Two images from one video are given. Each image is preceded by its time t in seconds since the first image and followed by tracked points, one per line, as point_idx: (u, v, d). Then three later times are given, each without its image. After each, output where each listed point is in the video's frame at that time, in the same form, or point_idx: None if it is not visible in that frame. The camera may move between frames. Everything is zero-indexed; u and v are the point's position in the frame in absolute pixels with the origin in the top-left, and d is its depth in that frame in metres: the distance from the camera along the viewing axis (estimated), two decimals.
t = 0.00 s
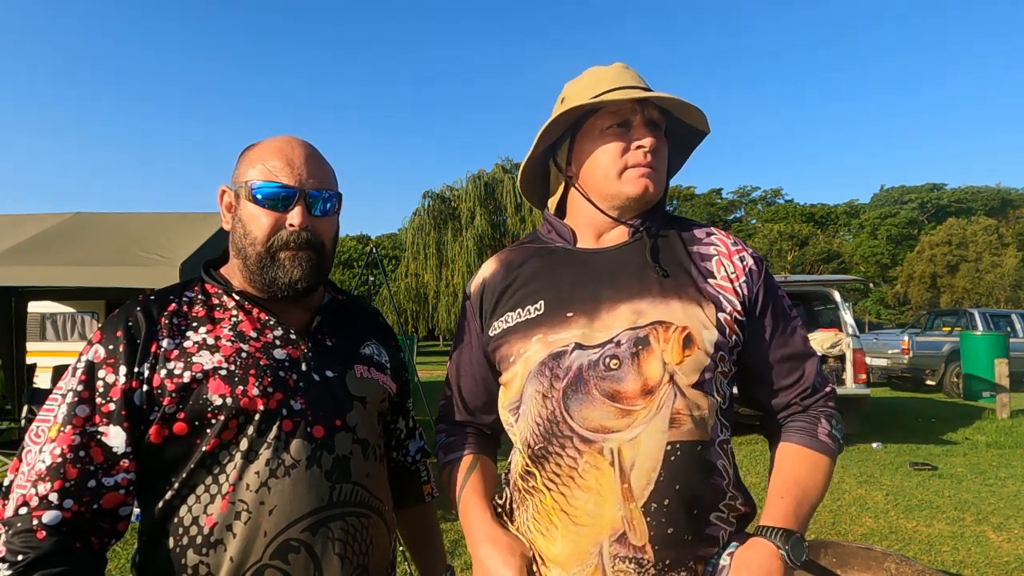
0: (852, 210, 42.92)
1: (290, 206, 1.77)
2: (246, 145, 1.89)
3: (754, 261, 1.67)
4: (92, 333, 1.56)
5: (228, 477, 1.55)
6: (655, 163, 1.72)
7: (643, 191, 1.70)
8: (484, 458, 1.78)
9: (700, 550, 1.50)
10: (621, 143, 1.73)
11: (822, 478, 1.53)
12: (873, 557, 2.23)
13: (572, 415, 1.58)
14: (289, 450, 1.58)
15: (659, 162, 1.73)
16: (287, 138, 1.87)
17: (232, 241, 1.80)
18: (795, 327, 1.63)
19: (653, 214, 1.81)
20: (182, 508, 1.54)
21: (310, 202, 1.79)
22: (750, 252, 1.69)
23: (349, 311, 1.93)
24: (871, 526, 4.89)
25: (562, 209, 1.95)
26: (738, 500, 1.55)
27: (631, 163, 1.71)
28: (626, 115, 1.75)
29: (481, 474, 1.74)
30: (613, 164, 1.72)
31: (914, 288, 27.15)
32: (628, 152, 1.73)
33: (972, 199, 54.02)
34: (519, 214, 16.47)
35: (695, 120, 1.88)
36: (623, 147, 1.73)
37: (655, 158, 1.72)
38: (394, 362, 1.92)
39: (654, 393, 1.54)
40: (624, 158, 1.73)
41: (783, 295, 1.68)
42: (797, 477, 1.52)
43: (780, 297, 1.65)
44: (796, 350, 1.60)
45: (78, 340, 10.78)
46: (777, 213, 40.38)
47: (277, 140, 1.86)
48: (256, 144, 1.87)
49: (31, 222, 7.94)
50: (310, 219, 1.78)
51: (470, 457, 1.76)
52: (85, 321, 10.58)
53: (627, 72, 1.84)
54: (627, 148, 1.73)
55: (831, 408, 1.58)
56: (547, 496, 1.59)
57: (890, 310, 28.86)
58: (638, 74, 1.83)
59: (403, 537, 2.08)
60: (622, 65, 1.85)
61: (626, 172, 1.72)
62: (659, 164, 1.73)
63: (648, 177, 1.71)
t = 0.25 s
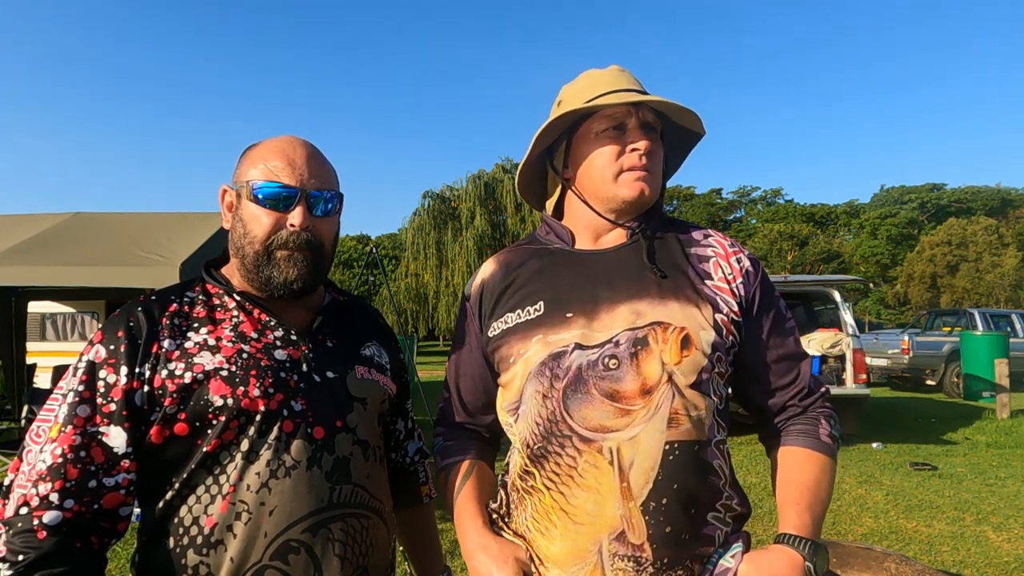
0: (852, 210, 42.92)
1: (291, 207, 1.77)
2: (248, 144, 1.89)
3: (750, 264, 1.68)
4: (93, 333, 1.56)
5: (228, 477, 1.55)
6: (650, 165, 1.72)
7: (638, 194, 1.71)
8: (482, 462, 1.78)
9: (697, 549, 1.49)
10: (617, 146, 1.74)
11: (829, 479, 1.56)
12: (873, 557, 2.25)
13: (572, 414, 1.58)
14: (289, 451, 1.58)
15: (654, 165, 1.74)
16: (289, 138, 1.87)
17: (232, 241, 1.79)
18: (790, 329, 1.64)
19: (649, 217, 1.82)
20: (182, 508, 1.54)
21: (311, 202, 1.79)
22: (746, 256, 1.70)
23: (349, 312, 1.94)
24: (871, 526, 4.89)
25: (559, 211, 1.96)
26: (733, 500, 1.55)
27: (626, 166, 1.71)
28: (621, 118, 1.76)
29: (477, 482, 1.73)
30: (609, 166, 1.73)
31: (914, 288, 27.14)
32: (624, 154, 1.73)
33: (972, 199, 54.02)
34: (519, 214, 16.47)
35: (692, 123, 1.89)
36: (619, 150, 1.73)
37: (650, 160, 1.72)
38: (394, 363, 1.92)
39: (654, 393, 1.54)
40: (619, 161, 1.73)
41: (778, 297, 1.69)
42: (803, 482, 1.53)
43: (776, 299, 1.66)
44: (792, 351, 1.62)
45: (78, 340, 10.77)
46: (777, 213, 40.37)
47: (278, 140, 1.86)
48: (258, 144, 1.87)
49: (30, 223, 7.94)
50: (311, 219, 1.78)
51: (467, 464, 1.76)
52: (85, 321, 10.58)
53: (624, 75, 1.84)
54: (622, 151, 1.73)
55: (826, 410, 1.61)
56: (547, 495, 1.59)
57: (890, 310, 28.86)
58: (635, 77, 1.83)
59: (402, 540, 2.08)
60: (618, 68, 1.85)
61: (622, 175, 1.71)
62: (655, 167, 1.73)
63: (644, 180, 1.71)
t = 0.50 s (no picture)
0: (852, 210, 42.91)
1: (290, 206, 1.77)
2: (247, 144, 1.89)
3: (748, 265, 1.68)
4: (92, 334, 1.56)
5: (228, 478, 1.55)
6: (648, 166, 1.72)
7: (636, 196, 1.70)
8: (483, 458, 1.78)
9: (696, 548, 1.50)
10: (616, 148, 1.73)
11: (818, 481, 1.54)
12: (873, 557, 2.27)
13: (572, 414, 1.58)
14: (289, 451, 1.58)
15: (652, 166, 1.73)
16: (289, 138, 1.87)
17: (231, 241, 1.79)
18: (787, 330, 1.64)
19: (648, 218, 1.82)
20: (182, 508, 1.54)
21: (311, 202, 1.79)
22: (744, 257, 1.69)
23: (349, 312, 1.94)
24: (871, 526, 4.88)
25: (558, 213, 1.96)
26: (732, 500, 1.56)
27: (625, 167, 1.71)
28: (619, 120, 1.76)
29: (476, 479, 1.72)
30: (607, 168, 1.72)
31: (914, 288, 27.14)
32: (622, 156, 1.73)
33: (972, 199, 54.01)
34: (520, 214, 16.47)
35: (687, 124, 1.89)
36: (617, 151, 1.73)
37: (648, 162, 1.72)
38: (393, 363, 1.92)
39: (653, 393, 1.54)
40: (617, 163, 1.73)
41: (775, 298, 1.69)
42: (792, 479, 1.52)
43: (772, 301, 1.66)
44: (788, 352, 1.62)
45: (78, 340, 10.78)
46: (777, 213, 40.36)
47: (278, 140, 1.86)
48: (257, 144, 1.87)
49: (30, 223, 7.94)
50: (311, 218, 1.78)
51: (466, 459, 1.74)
52: (85, 321, 10.58)
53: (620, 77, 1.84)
54: (621, 153, 1.73)
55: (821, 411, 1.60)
56: (547, 494, 1.59)
57: (890, 310, 28.86)
58: (631, 79, 1.83)
59: (401, 541, 2.08)
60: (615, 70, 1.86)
61: (620, 176, 1.71)
62: (653, 168, 1.73)
63: (642, 181, 1.71)
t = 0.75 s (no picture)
0: (852, 210, 42.90)
1: (289, 206, 1.77)
2: (245, 144, 1.88)
3: (743, 267, 1.68)
4: (90, 335, 1.55)
5: (227, 478, 1.55)
6: (639, 169, 1.72)
7: (628, 200, 1.71)
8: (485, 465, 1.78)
9: (690, 547, 1.50)
10: (607, 151, 1.73)
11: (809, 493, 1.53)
12: (873, 557, 2.30)
13: (570, 413, 1.58)
14: (289, 451, 1.58)
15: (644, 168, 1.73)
16: (287, 138, 1.87)
17: (230, 241, 1.79)
18: (781, 333, 1.64)
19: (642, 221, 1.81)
20: (182, 508, 1.54)
21: (310, 201, 1.79)
22: (739, 260, 1.69)
23: (348, 312, 1.94)
24: (871, 526, 4.88)
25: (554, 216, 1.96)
26: (728, 500, 1.56)
27: (617, 171, 1.71)
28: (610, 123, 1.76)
29: (480, 491, 1.72)
30: (600, 171, 1.73)
31: (914, 288, 27.13)
32: (614, 159, 1.73)
33: (972, 199, 54.00)
34: (520, 214, 16.47)
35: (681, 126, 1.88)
36: (609, 155, 1.73)
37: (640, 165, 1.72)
38: (391, 363, 1.92)
39: (650, 393, 1.54)
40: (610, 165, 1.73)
41: (769, 301, 1.69)
42: (783, 490, 1.52)
43: (767, 304, 1.66)
44: (781, 354, 1.62)
45: (78, 340, 10.78)
46: (777, 213, 40.35)
47: (276, 140, 1.86)
48: (256, 143, 1.87)
49: (30, 223, 7.94)
50: (309, 218, 1.78)
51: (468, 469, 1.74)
52: (85, 322, 10.57)
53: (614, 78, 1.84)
54: (613, 156, 1.73)
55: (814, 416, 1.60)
56: (546, 493, 1.58)
57: (890, 310, 28.85)
58: (625, 81, 1.83)
59: (401, 541, 2.08)
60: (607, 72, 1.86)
61: (612, 180, 1.71)
62: (645, 172, 1.73)
63: (634, 184, 1.71)
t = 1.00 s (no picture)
0: (852, 210, 42.89)
1: (290, 207, 1.77)
2: (248, 143, 1.89)
3: (734, 266, 1.68)
4: (88, 336, 1.55)
5: (226, 478, 1.55)
6: (627, 170, 1.72)
7: (614, 200, 1.71)
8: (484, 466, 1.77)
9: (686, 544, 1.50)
10: (594, 152, 1.74)
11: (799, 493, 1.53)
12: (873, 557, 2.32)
13: (563, 413, 1.58)
14: (287, 451, 1.58)
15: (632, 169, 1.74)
16: (289, 138, 1.87)
17: (230, 240, 1.79)
18: (772, 333, 1.64)
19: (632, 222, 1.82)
20: (181, 509, 1.54)
21: (312, 202, 1.79)
22: (730, 259, 1.69)
23: (347, 312, 1.94)
24: (871, 526, 4.88)
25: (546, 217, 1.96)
26: (722, 496, 1.55)
27: (604, 171, 1.72)
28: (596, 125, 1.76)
29: (476, 484, 1.72)
30: (588, 172, 1.73)
31: (914, 288, 27.13)
32: (601, 160, 1.73)
33: (972, 199, 53.99)
34: (520, 214, 16.48)
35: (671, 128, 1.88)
36: (597, 156, 1.74)
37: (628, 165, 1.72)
38: (390, 363, 1.92)
39: (643, 391, 1.54)
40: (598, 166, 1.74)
41: (760, 300, 1.69)
42: (775, 490, 1.51)
43: (758, 303, 1.66)
44: (771, 353, 1.61)
45: (78, 340, 10.78)
46: (777, 213, 40.35)
47: (278, 140, 1.86)
48: (257, 143, 1.87)
49: (30, 223, 7.94)
50: (311, 220, 1.78)
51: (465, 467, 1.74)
52: (85, 321, 10.58)
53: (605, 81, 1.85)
54: (599, 158, 1.73)
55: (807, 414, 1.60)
56: (540, 492, 1.59)
57: (890, 310, 28.85)
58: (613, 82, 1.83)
59: (401, 541, 2.08)
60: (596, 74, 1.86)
61: (600, 180, 1.72)
62: (633, 172, 1.73)
63: (622, 185, 1.71)
